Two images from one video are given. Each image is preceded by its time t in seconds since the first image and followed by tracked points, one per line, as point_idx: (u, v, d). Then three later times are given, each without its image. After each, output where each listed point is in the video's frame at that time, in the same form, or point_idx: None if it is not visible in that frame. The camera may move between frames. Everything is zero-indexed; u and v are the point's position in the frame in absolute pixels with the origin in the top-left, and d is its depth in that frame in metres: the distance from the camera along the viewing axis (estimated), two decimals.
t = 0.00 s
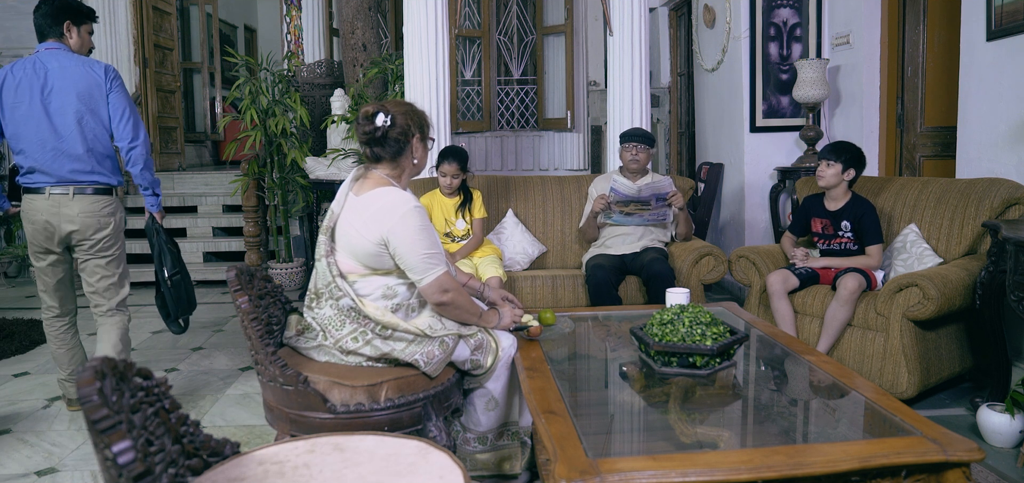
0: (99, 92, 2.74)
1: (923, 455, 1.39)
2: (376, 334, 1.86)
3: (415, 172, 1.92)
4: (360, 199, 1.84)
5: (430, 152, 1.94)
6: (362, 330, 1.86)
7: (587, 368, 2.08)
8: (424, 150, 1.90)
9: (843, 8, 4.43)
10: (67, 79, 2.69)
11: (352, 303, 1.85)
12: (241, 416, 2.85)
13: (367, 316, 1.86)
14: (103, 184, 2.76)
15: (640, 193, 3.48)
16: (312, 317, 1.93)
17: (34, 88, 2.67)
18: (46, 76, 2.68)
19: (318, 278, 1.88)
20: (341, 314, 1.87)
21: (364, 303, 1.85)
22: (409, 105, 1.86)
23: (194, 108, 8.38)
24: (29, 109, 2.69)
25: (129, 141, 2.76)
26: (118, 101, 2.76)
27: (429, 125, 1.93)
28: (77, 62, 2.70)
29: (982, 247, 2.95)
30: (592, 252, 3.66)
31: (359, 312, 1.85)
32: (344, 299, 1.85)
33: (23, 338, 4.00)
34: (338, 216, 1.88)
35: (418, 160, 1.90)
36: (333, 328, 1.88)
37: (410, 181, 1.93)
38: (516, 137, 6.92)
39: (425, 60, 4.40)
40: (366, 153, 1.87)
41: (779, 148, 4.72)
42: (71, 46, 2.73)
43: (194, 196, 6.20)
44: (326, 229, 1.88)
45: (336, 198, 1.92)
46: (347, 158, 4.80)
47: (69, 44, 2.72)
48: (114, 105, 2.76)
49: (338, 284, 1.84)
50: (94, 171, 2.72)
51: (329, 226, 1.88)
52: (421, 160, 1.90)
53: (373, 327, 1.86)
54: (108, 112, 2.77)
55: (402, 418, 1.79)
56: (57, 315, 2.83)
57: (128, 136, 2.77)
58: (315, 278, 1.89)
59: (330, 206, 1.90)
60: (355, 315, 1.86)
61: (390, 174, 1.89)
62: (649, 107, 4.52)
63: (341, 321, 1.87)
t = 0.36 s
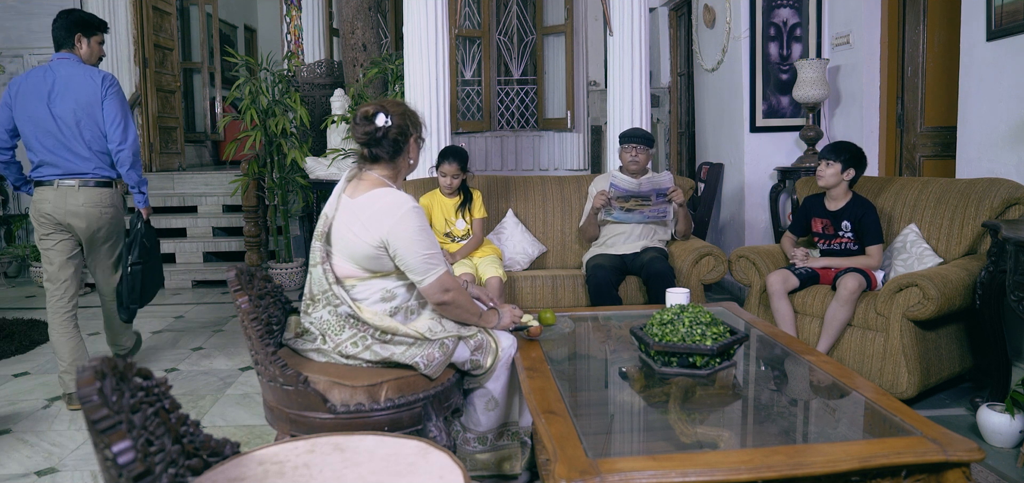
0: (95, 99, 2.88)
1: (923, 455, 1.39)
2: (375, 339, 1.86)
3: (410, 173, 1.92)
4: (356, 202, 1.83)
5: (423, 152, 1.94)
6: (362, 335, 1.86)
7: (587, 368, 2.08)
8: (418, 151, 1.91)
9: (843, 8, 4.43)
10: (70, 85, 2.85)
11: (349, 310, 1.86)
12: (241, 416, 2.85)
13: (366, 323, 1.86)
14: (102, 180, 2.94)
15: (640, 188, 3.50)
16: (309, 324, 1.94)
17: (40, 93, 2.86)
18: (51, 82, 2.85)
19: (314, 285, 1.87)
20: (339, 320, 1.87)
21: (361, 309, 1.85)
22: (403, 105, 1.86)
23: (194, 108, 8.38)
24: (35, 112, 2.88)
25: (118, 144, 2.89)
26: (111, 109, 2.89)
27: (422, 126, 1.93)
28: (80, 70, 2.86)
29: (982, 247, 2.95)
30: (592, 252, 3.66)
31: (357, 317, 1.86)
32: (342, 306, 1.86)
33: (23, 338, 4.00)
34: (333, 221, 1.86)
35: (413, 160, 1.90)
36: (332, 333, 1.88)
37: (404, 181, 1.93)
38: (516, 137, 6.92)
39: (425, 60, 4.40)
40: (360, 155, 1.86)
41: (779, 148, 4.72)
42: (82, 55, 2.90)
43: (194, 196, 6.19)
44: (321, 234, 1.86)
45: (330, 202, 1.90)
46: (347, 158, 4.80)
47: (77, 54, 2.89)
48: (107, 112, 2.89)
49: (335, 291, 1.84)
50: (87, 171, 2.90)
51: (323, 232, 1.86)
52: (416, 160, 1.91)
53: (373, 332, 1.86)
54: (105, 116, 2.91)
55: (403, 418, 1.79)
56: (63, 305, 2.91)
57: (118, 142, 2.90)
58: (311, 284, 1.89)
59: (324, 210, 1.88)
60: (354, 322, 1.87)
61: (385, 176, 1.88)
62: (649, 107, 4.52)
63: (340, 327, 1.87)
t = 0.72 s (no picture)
0: (123, 107, 3.46)
1: (922, 455, 1.39)
2: (375, 339, 1.86)
3: (410, 173, 1.92)
4: (355, 202, 1.83)
5: (424, 152, 1.94)
6: (362, 335, 1.86)
7: (587, 368, 2.08)
8: (418, 151, 1.90)
9: (843, 8, 4.43)
10: (102, 93, 3.43)
11: (350, 309, 1.85)
12: (240, 416, 2.85)
13: (366, 322, 1.86)
14: (120, 173, 3.50)
15: (635, 196, 3.51)
16: (308, 324, 1.94)
17: (75, 98, 3.42)
18: (86, 89, 3.42)
19: (315, 283, 1.87)
20: (339, 320, 1.87)
21: (362, 307, 1.85)
22: (403, 105, 1.86)
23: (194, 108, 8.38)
24: (69, 114, 3.43)
25: (138, 144, 3.48)
26: (135, 116, 3.47)
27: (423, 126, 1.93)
28: (111, 81, 3.45)
29: (983, 247, 2.95)
30: (592, 252, 3.66)
31: (358, 317, 1.85)
32: (343, 305, 1.85)
33: (23, 339, 4.00)
34: (333, 220, 1.87)
35: (413, 160, 1.89)
36: (332, 333, 1.88)
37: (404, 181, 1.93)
38: (516, 137, 6.91)
39: (425, 60, 4.40)
40: (360, 155, 1.86)
41: (779, 148, 4.72)
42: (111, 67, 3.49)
43: (194, 196, 6.19)
44: (322, 234, 1.87)
45: (331, 202, 1.91)
46: (347, 158, 4.80)
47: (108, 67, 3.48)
48: (131, 118, 3.47)
49: (336, 290, 1.84)
50: (109, 166, 3.47)
51: (324, 231, 1.87)
52: (416, 161, 1.91)
53: (373, 332, 1.86)
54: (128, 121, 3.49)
55: (402, 418, 1.79)
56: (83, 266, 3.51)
57: (138, 143, 3.48)
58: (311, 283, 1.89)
59: (325, 210, 1.89)
60: (354, 321, 1.87)
61: (384, 175, 1.88)
62: (649, 107, 4.52)
63: (340, 327, 1.87)
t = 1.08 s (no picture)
0: (129, 112, 3.73)
1: (922, 455, 1.39)
2: (376, 336, 1.86)
3: (415, 173, 1.92)
4: (359, 199, 1.83)
5: (430, 152, 1.94)
6: (362, 332, 1.85)
7: (587, 368, 2.08)
8: (423, 152, 1.90)
9: (843, 8, 4.43)
10: (110, 101, 3.72)
11: (353, 304, 1.85)
12: (240, 416, 2.85)
13: (367, 318, 1.85)
14: (125, 175, 3.74)
15: (635, 198, 3.53)
16: (309, 320, 1.94)
17: (85, 109, 3.70)
18: (94, 97, 3.71)
19: (319, 278, 1.87)
20: (340, 316, 1.87)
21: (364, 304, 1.85)
22: (407, 105, 1.86)
23: (194, 108, 8.38)
24: (80, 122, 3.72)
25: (146, 144, 3.72)
26: (141, 119, 3.73)
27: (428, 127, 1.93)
28: (117, 89, 3.73)
29: (983, 247, 2.95)
30: (592, 252, 3.66)
31: (360, 313, 1.85)
32: (345, 299, 1.84)
33: (23, 339, 4.00)
34: (338, 216, 1.88)
35: (417, 160, 1.90)
36: (333, 330, 1.88)
37: (409, 181, 1.93)
38: (516, 137, 6.91)
39: (425, 60, 4.40)
40: (365, 153, 1.87)
41: (779, 148, 4.72)
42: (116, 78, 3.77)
43: (194, 196, 6.19)
44: (327, 230, 1.88)
45: (337, 199, 1.92)
46: (348, 158, 4.78)
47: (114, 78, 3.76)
48: (138, 122, 3.74)
49: (339, 284, 1.84)
50: (114, 168, 3.71)
51: (330, 227, 1.88)
52: (421, 161, 1.91)
53: (374, 329, 1.85)
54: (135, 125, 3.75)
55: (402, 418, 1.79)
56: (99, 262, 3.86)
57: (146, 145, 3.73)
58: (315, 278, 1.89)
59: (331, 207, 1.90)
60: (355, 317, 1.86)
61: (389, 174, 1.89)
62: (649, 107, 4.51)
63: (341, 323, 1.87)
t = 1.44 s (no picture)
0: (134, 112, 4.19)
1: (922, 455, 1.39)
2: (375, 335, 1.86)
3: (411, 172, 1.92)
4: (356, 199, 1.83)
5: (425, 151, 1.94)
6: (361, 331, 1.86)
7: (587, 368, 2.08)
8: (418, 150, 1.90)
9: (843, 8, 4.43)
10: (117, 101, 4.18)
11: (351, 304, 1.85)
12: (240, 416, 2.85)
13: (366, 317, 1.85)
14: (132, 169, 4.22)
15: (635, 199, 3.54)
16: (309, 320, 1.94)
17: (94, 109, 4.17)
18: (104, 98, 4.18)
19: (317, 279, 1.88)
20: (340, 316, 1.87)
21: (362, 303, 1.85)
22: (401, 105, 1.85)
23: (194, 108, 8.37)
24: (90, 121, 4.19)
25: (151, 142, 4.23)
26: (144, 117, 4.20)
27: (423, 125, 1.93)
28: (123, 91, 4.20)
29: (983, 247, 2.95)
30: (591, 252, 3.66)
31: (359, 312, 1.85)
32: (343, 299, 1.85)
33: (23, 338, 4.00)
34: (335, 217, 1.87)
35: (413, 159, 1.89)
36: (332, 330, 1.88)
37: (405, 180, 1.93)
38: (516, 137, 6.90)
39: (425, 60, 4.40)
40: (360, 154, 1.87)
41: (778, 148, 4.72)
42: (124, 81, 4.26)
43: (193, 196, 6.18)
44: (324, 230, 1.88)
45: (333, 199, 1.92)
46: (347, 158, 4.78)
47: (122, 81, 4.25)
48: (142, 120, 4.21)
49: (337, 284, 1.84)
50: (122, 163, 4.20)
51: (327, 228, 1.88)
52: (416, 159, 1.90)
53: (372, 328, 1.85)
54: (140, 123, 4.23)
55: (402, 418, 1.79)
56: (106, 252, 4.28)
57: (151, 142, 4.23)
58: (313, 279, 1.89)
59: (327, 207, 1.90)
60: (354, 317, 1.86)
61: (385, 174, 1.88)
62: (649, 107, 4.51)
63: (340, 323, 1.87)
